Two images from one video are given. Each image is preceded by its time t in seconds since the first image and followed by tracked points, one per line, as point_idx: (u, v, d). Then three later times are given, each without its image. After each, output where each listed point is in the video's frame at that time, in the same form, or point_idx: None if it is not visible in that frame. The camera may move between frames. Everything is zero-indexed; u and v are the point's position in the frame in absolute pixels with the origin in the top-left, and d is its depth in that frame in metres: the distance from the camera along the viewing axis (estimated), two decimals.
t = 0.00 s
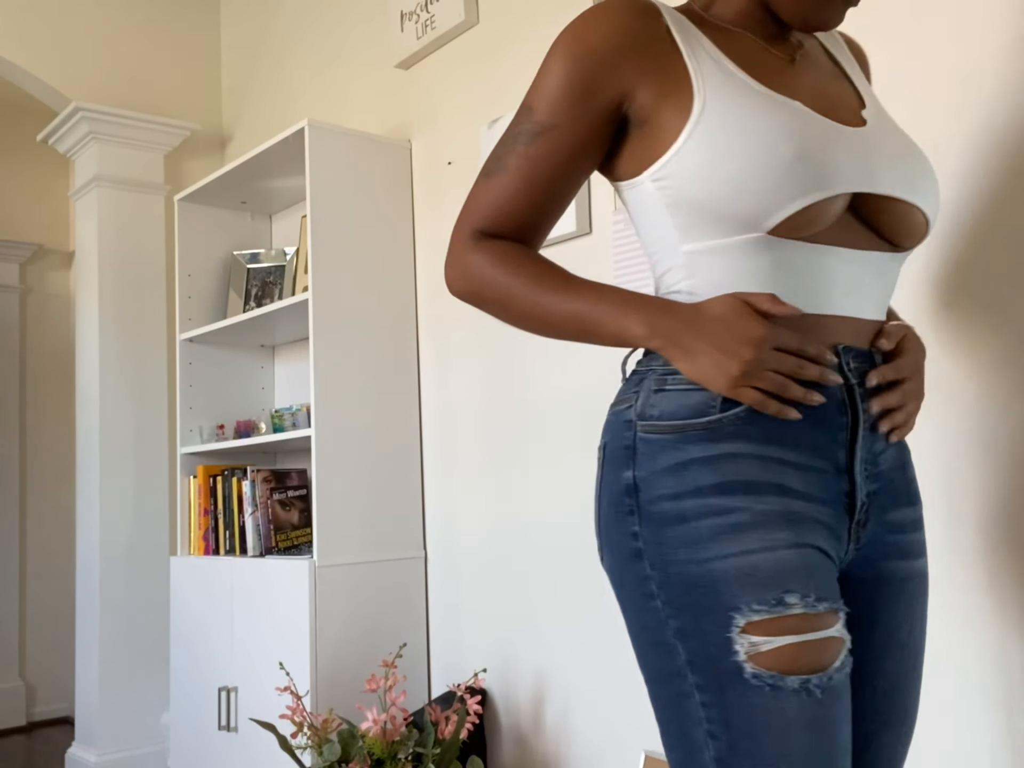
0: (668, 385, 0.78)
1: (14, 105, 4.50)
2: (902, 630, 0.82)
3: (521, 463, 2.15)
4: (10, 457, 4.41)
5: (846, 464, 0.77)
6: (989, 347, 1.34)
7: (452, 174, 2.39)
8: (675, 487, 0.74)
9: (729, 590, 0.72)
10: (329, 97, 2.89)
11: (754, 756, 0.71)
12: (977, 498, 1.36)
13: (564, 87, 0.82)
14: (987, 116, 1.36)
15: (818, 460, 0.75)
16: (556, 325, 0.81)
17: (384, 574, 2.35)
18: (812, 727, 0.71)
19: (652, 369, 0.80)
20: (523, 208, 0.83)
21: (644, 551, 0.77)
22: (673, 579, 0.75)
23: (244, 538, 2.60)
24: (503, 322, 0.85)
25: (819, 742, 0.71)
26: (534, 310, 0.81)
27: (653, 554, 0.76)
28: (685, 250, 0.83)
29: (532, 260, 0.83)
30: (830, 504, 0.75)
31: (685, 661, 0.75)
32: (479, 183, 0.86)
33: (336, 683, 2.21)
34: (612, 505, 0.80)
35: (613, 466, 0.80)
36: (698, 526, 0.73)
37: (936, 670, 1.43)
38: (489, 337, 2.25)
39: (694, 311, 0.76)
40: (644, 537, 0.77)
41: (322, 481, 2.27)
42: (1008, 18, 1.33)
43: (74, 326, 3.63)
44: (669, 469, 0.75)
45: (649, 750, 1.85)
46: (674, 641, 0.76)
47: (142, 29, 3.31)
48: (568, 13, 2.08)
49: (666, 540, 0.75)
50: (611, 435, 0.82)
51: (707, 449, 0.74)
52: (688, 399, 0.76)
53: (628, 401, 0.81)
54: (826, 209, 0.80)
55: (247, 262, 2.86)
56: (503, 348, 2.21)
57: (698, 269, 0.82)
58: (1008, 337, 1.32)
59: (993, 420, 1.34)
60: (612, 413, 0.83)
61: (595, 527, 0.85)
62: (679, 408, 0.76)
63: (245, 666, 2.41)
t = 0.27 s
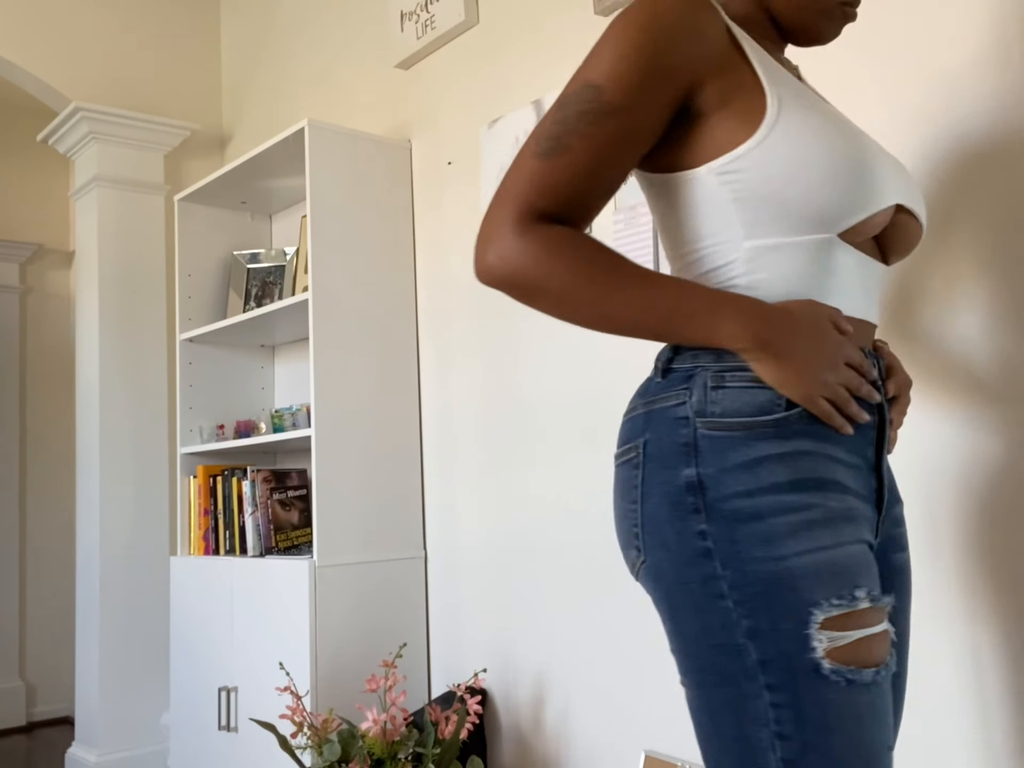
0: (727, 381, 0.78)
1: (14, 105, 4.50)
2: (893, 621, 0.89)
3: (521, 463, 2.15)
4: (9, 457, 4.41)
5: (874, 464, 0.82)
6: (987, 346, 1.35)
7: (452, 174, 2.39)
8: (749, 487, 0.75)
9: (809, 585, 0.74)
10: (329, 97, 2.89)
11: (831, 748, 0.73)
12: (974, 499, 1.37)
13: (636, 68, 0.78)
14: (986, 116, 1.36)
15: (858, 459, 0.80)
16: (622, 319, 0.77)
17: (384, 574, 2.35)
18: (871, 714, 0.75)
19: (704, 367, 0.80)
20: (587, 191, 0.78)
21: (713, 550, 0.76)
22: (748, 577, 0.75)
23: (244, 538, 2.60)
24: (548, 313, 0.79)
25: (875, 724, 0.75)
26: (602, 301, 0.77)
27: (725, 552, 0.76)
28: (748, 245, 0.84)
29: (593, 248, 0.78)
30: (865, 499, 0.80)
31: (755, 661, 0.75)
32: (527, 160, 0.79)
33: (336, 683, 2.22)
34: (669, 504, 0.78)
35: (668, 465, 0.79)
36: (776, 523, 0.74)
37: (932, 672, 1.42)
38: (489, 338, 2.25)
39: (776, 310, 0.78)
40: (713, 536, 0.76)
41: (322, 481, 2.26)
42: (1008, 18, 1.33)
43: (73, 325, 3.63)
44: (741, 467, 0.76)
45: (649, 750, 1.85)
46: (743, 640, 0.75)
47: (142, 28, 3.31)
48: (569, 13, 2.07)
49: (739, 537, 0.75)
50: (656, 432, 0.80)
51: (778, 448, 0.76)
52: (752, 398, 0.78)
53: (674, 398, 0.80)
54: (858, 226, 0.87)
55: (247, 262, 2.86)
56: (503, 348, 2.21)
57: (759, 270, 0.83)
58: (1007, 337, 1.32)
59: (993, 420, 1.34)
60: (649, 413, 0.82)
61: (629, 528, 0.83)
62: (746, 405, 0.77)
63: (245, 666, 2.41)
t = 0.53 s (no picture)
0: (775, 379, 0.80)
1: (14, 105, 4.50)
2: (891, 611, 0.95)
3: (521, 463, 2.15)
4: (9, 457, 4.41)
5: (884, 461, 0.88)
6: (986, 347, 1.35)
7: (452, 174, 2.39)
8: (814, 478, 0.77)
9: (876, 569, 0.76)
10: (329, 97, 2.89)
11: (921, 726, 0.74)
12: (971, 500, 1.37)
13: (700, 61, 0.79)
14: (983, 117, 1.36)
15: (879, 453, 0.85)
16: (693, 311, 0.78)
17: (384, 574, 2.34)
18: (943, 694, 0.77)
19: (747, 366, 0.82)
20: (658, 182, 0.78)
21: (782, 543, 0.76)
22: (819, 569, 0.75)
23: (244, 537, 2.60)
24: (611, 305, 0.79)
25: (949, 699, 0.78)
26: (673, 295, 0.78)
27: (794, 545, 0.76)
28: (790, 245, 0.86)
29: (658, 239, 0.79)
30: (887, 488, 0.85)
31: (836, 653, 0.75)
32: (593, 147, 0.78)
33: (337, 683, 2.22)
34: (729, 501, 0.78)
35: (723, 463, 0.79)
36: (840, 512, 0.76)
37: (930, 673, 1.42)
38: (489, 338, 2.25)
39: (829, 311, 0.83)
40: (781, 529, 0.76)
41: (321, 482, 2.26)
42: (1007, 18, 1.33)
43: (74, 325, 3.63)
44: (802, 460, 0.77)
45: (650, 750, 1.85)
46: (822, 632, 0.75)
47: (142, 29, 3.31)
48: (569, 13, 2.08)
49: (809, 528, 0.76)
50: (705, 433, 0.81)
51: (829, 440, 0.79)
52: (799, 395, 0.80)
53: (723, 398, 0.81)
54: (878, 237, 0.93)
55: (247, 262, 2.86)
56: (502, 348, 2.21)
57: (804, 270, 0.86)
58: (1004, 337, 1.32)
59: (988, 421, 1.34)
60: (690, 415, 0.82)
61: (676, 534, 0.82)
62: (798, 402, 0.80)
63: (245, 666, 2.41)
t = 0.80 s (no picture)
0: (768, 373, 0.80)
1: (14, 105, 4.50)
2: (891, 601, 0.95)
3: (521, 463, 2.15)
4: (9, 457, 4.42)
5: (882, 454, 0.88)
6: (985, 348, 1.34)
7: (452, 175, 2.39)
8: (804, 470, 0.77)
9: (867, 561, 0.76)
10: (329, 97, 2.89)
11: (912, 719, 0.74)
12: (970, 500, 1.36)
13: (692, 69, 0.80)
14: (982, 117, 1.36)
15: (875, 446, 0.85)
16: (705, 333, 0.78)
17: (384, 575, 2.35)
18: (936, 681, 0.77)
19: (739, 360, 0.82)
20: (666, 197, 0.79)
21: (772, 535, 0.76)
22: (809, 560, 0.75)
23: (244, 538, 2.60)
24: (625, 329, 0.80)
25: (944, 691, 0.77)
26: (680, 316, 0.78)
27: (786, 538, 0.76)
28: (780, 247, 0.85)
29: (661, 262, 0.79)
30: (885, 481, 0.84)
31: (827, 642, 0.75)
32: (602, 172, 0.79)
33: (337, 683, 2.22)
34: (720, 494, 0.78)
35: (716, 456, 0.79)
36: (832, 502, 0.76)
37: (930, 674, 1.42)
38: (489, 338, 2.25)
39: (850, 358, 0.80)
40: (771, 520, 0.76)
41: (321, 482, 2.26)
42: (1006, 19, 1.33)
43: (75, 325, 3.63)
44: (793, 453, 0.77)
45: (650, 750, 1.85)
46: (812, 622, 0.75)
47: (143, 29, 3.31)
48: (568, 13, 2.08)
49: (799, 519, 0.76)
50: (697, 427, 0.81)
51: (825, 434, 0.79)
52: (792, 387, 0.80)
53: (713, 392, 0.81)
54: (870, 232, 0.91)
55: (247, 262, 2.86)
56: (502, 348, 2.21)
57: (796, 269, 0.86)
58: (1003, 338, 1.32)
59: (986, 421, 1.34)
60: (684, 410, 0.82)
61: (670, 529, 0.82)
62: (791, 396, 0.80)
63: (245, 666, 2.41)
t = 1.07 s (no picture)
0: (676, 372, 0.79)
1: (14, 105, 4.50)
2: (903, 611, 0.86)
3: (521, 463, 2.15)
4: (9, 457, 4.42)
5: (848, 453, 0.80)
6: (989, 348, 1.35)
7: (452, 175, 2.39)
8: (705, 474, 0.75)
9: (748, 560, 0.72)
10: (329, 97, 2.89)
11: (782, 727, 0.71)
12: (973, 498, 1.37)
13: (614, 108, 0.82)
14: (985, 118, 1.36)
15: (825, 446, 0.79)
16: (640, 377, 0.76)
17: (384, 574, 2.34)
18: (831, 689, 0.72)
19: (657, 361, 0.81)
20: (622, 239, 0.81)
21: (663, 534, 0.77)
22: (693, 560, 0.75)
23: (244, 537, 2.60)
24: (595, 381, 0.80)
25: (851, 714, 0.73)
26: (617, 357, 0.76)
27: (674, 537, 0.76)
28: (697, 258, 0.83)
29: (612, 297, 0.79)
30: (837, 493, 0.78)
31: (706, 637, 0.74)
32: (552, 225, 0.82)
33: (337, 683, 2.22)
34: (632, 493, 0.80)
35: (632, 457, 0.81)
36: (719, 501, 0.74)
37: (933, 675, 1.42)
38: (489, 337, 2.25)
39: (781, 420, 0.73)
40: (663, 519, 0.77)
41: (321, 482, 2.26)
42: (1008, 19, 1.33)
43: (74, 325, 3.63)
44: (688, 453, 0.76)
45: (650, 749, 1.85)
46: (693, 617, 0.75)
47: (142, 29, 3.31)
48: (568, 13, 2.08)
49: (684, 518, 0.75)
50: (629, 429, 0.82)
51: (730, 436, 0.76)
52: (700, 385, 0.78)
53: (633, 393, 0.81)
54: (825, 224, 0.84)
55: (247, 262, 2.86)
56: (503, 348, 2.21)
57: (713, 278, 0.83)
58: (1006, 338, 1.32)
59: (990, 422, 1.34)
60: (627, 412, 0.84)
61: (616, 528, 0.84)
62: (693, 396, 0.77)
63: (245, 666, 2.41)
